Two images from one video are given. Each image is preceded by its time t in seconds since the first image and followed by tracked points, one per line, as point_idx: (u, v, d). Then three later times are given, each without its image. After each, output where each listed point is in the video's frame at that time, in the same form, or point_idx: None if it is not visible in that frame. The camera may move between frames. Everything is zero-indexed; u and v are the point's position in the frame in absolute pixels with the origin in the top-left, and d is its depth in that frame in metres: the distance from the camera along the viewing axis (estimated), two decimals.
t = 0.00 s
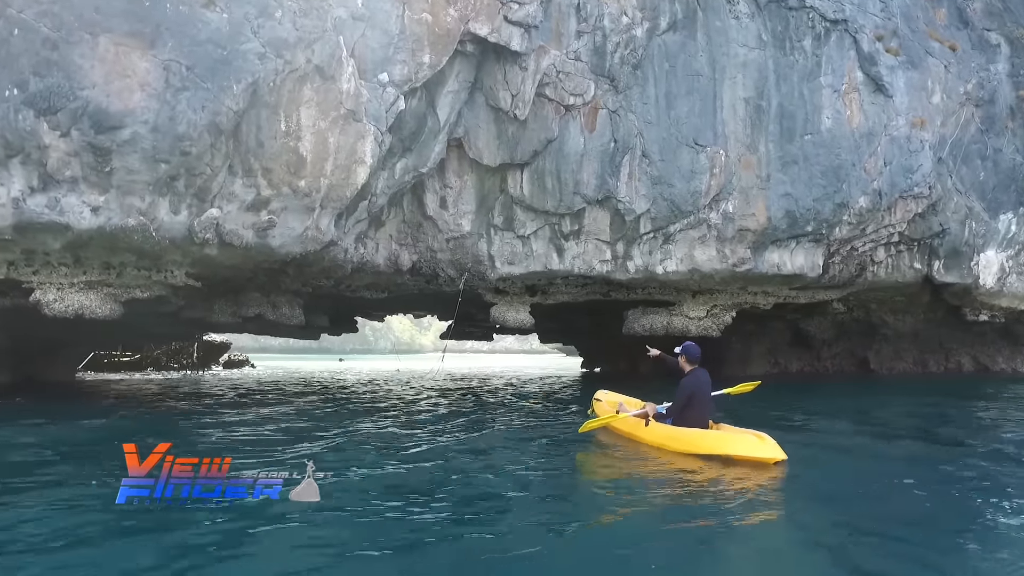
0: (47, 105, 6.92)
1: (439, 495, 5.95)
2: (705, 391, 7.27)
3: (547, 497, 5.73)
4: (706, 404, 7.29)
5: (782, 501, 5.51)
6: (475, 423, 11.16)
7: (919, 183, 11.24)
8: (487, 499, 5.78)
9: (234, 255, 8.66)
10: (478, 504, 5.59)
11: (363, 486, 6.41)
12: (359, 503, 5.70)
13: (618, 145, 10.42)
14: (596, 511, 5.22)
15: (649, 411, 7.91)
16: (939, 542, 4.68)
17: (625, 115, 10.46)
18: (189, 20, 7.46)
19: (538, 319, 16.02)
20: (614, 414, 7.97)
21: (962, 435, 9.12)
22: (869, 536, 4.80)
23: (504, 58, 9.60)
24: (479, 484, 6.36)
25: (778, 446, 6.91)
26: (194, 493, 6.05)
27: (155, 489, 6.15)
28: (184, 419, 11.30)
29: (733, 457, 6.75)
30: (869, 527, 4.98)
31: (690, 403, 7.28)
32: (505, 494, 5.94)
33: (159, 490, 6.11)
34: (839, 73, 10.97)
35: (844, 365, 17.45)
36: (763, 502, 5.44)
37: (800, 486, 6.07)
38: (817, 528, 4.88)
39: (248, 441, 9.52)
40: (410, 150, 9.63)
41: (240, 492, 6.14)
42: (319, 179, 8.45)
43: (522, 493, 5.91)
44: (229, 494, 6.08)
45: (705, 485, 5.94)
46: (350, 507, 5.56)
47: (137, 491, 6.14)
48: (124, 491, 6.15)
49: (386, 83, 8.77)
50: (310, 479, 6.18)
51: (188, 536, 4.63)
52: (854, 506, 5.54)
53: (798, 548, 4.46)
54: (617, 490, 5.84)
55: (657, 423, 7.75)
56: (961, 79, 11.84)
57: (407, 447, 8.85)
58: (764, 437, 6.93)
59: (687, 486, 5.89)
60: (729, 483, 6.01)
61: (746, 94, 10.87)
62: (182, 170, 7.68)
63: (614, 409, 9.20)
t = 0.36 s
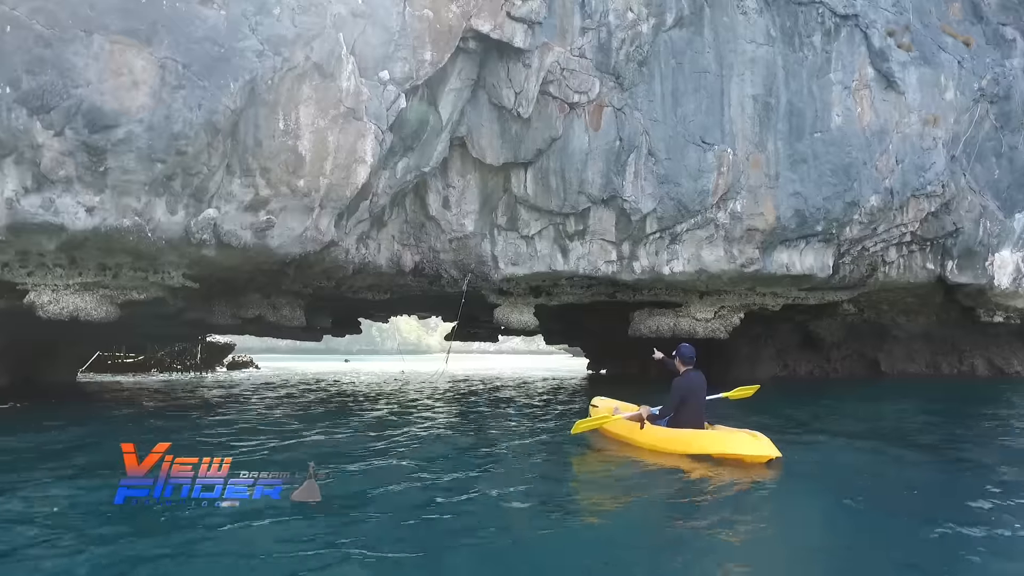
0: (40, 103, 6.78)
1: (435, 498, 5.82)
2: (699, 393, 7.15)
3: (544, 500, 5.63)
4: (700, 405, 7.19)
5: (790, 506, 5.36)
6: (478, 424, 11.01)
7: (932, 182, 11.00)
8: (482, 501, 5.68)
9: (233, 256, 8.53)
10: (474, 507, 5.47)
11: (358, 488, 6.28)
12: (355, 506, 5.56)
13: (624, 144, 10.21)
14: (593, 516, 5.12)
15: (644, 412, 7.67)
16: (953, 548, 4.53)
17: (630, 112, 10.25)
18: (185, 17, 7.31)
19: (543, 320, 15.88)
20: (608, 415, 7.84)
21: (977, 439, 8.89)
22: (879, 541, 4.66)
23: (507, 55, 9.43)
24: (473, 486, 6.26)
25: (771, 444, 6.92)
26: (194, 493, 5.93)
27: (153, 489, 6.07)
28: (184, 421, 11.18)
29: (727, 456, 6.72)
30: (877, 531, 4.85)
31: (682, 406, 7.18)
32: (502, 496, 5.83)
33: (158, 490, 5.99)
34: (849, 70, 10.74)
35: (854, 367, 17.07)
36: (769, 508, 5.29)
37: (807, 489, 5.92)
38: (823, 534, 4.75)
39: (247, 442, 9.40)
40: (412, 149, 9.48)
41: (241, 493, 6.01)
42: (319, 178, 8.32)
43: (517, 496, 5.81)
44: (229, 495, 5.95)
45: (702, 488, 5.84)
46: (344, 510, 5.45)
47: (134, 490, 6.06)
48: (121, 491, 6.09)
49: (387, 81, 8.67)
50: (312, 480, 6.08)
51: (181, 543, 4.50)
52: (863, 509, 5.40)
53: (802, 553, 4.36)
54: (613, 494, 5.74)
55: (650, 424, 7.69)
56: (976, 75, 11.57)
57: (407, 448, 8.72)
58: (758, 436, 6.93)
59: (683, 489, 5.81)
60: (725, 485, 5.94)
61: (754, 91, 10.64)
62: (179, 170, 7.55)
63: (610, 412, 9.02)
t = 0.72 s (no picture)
0: (30, 97, 6.62)
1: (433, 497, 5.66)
2: (692, 387, 7.07)
3: (541, 499, 5.46)
4: (693, 399, 7.11)
5: (800, 509, 5.18)
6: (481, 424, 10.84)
7: (944, 177, 10.79)
8: (479, 500, 5.52)
9: (230, 253, 8.36)
10: (471, 506, 5.31)
11: (356, 487, 6.12)
12: (353, 506, 5.40)
13: (629, 139, 10.03)
14: (590, 515, 4.96)
15: (638, 408, 7.51)
16: (970, 551, 4.35)
17: (635, 107, 10.06)
18: (180, 9, 7.14)
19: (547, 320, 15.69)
20: (604, 413, 7.70)
21: (992, 440, 8.68)
22: (891, 544, 4.49)
23: (509, 49, 9.22)
24: (467, 485, 6.10)
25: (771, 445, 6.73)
26: (193, 494, 5.75)
27: (153, 489, 5.90)
28: (182, 420, 11.02)
29: (725, 456, 6.52)
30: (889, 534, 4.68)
31: (676, 401, 7.08)
32: (500, 495, 5.67)
33: (157, 491, 5.80)
34: (858, 64, 10.51)
35: (863, 366, 16.87)
36: (776, 508, 5.13)
37: (816, 491, 5.74)
38: (832, 536, 4.58)
39: (245, 442, 9.24)
40: (412, 145, 9.30)
41: (241, 493, 5.85)
42: (318, 174, 8.16)
43: (515, 495, 5.64)
44: (230, 496, 5.78)
45: (700, 488, 5.67)
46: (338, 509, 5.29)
47: (134, 490, 5.89)
48: (120, 491, 5.91)
49: (387, 75, 8.50)
50: (314, 479, 5.94)
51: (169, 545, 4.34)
52: (874, 511, 5.23)
53: (805, 555, 4.20)
54: (608, 493, 5.57)
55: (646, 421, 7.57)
56: (989, 68, 11.34)
57: (407, 447, 8.57)
58: (757, 436, 6.70)
59: (680, 488, 5.64)
60: (723, 485, 5.76)
61: (762, 86, 10.42)
62: (174, 165, 7.39)
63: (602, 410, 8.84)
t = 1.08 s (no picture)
0: (17, 88, 6.49)
1: (423, 499, 5.49)
2: (679, 387, 6.92)
3: (527, 501, 5.31)
4: (681, 400, 6.95)
5: (805, 511, 5.01)
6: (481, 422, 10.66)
7: (954, 172, 10.57)
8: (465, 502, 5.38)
9: (224, 249, 8.20)
10: (460, 509, 5.14)
11: (343, 488, 5.97)
12: (344, 507, 5.25)
13: (631, 133, 9.85)
14: (576, 517, 4.81)
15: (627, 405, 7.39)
16: (982, 555, 4.16)
17: (637, 101, 9.87)
18: None
19: (549, 318, 15.50)
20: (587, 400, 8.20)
21: (1006, 440, 8.45)
22: (903, 548, 4.29)
23: (510, 41, 9.02)
24: (452, 486, 5.97)
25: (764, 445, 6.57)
26: (192, 494, 5.63)
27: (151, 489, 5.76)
28: (179, 419, 10.87)
29: (715, 455, 6.38)
30: (897, 536, 4.51)
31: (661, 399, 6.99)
32: (489, 497, 5.53)
33: (157, 491, 5.67)
34: (867, 56, 10.26)
35: (871, 366, 16.63)
36: (780, 511, 4.95)
37: (823, 493, 5.55)
38: (835, 539, 4.41)
39: (240, 441, 9.09)
40: (411, 139, 9.12)
41: (242, 493, 5.75)
42: (313, 168, 8.00)
43: (501, 497, 5.50)
44: (229, 496, 5.67)
45: (689, 489, 5.53)
46: (323, 511, 5.14)
47: (132, 490, 5.76)
48: (118, 492, 5.77)
49: (384, 68, 8.32)
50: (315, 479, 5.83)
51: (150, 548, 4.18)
52: (881, 513, 5.05)
53: (798, 555, 4.07)
54: (594, 493, 5.45)
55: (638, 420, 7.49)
56: (1000, 60, 11.09)
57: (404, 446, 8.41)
58: (750, 435, 6.52)
59: (665, 488, 5.50)
60: (709, 485, 5.62)
61: (767, 79, 10.21)
62: (166, 159, 7.23)
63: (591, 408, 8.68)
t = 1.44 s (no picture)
0: (4, 86, 6.35)
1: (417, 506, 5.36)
2: (671, 395, 6.83)
3: (517, 511, 5.17)
4: (670, 411, 6.85)
5: (813, 522, 4.83)
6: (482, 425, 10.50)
7: (966, 171, 10.33)
8: (457, 510, 5.24)
9: (218, 251, 8.05)
10: (452, 518, 5.01)
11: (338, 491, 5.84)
12: (337, 515, 5.10)
13: (635, 132, 9.65)
14: (567, 528, 4.66)
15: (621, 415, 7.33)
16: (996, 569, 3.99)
17: (641, 99, 9.68)
18: None
19: (552, 320, 15.33)
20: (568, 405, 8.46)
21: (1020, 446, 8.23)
22: (914, 562, 4.11)
23: (511, 38, 8.84)
24: (441, 493, 5.83)
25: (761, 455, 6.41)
26: (192, 494, 5.59)
27: (150, 491, 5.70)
28: (175, 421, 10.73)
29: (710, 465, 6.24)
30: (908, 549, 4.33)
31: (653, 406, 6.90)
32: (481, 505, 5.39)
33: (156, 492, 5.64)
34: (875, 53, 10.02)
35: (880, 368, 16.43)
36: (785, 521, 4.79)
37: (831, 502, 5.38)
38: (842, 552, 4.24)
39: (237, 442, 8.97)
40: (411, 139, 8.96)
41: (243, 494, 5.70)
42: (310, 168, 7.84)
43: (492, 506, 5.36)
44: (230, 496, 5.61)
45: (686, 499, 5.36)
46: (314, 518, 5.00)
47: (132, 492, 5.72)
48: (117, 493, 5.72)
49: (383, 66, 8.16)
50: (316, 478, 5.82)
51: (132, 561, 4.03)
52: (891, 524, 4.87)
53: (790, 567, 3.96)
54: (586, 501, 5.34)
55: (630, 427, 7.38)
56: (1014, 56, 10.79)
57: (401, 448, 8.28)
58: (747, 445, 6.36)
59: (659, 499, 5.35)
60: (704, 495, 5.47)
61: (774, 76, 10.00)
62: (158, 159, 7.09)
63: (584, 416, 8.51)
